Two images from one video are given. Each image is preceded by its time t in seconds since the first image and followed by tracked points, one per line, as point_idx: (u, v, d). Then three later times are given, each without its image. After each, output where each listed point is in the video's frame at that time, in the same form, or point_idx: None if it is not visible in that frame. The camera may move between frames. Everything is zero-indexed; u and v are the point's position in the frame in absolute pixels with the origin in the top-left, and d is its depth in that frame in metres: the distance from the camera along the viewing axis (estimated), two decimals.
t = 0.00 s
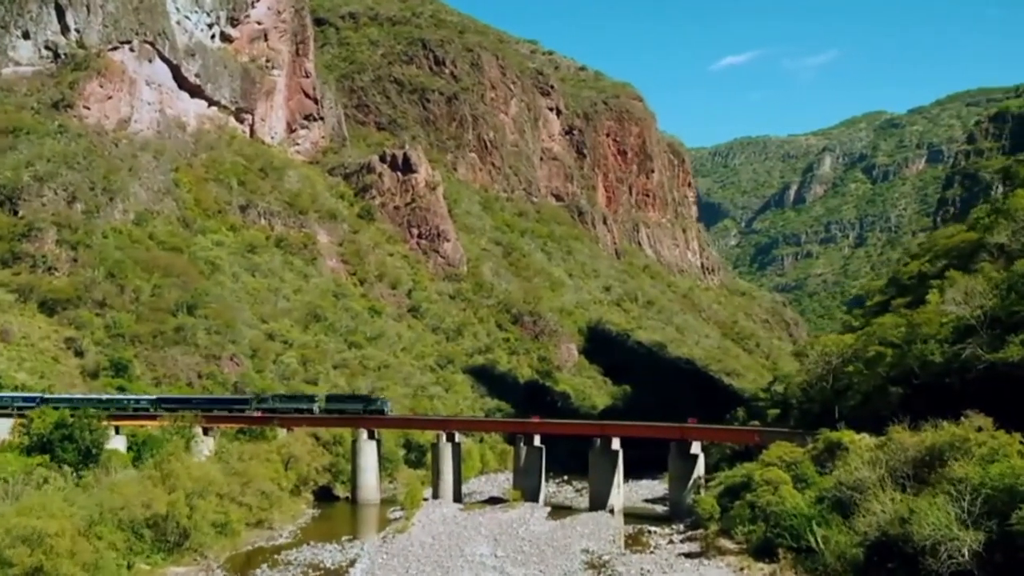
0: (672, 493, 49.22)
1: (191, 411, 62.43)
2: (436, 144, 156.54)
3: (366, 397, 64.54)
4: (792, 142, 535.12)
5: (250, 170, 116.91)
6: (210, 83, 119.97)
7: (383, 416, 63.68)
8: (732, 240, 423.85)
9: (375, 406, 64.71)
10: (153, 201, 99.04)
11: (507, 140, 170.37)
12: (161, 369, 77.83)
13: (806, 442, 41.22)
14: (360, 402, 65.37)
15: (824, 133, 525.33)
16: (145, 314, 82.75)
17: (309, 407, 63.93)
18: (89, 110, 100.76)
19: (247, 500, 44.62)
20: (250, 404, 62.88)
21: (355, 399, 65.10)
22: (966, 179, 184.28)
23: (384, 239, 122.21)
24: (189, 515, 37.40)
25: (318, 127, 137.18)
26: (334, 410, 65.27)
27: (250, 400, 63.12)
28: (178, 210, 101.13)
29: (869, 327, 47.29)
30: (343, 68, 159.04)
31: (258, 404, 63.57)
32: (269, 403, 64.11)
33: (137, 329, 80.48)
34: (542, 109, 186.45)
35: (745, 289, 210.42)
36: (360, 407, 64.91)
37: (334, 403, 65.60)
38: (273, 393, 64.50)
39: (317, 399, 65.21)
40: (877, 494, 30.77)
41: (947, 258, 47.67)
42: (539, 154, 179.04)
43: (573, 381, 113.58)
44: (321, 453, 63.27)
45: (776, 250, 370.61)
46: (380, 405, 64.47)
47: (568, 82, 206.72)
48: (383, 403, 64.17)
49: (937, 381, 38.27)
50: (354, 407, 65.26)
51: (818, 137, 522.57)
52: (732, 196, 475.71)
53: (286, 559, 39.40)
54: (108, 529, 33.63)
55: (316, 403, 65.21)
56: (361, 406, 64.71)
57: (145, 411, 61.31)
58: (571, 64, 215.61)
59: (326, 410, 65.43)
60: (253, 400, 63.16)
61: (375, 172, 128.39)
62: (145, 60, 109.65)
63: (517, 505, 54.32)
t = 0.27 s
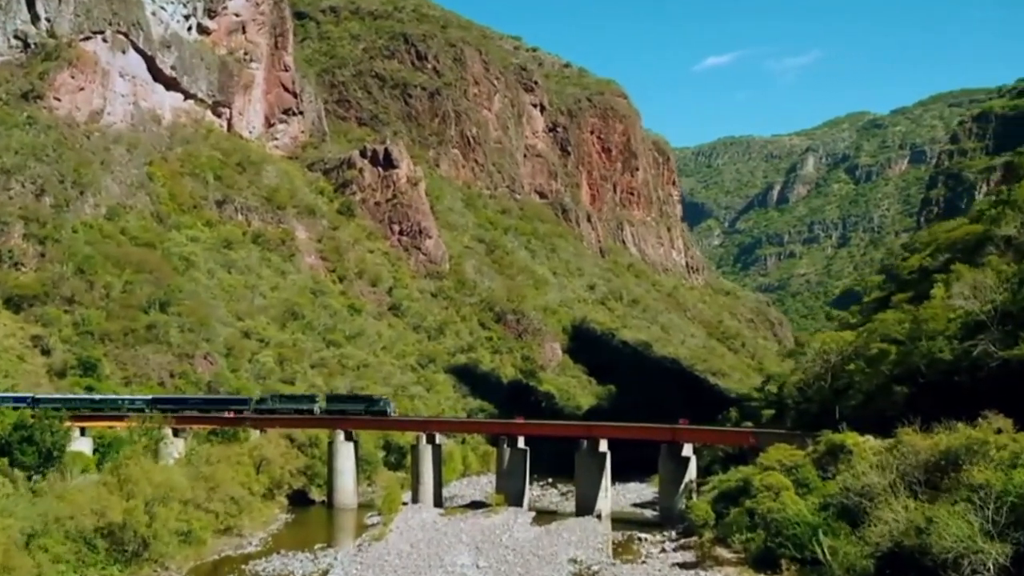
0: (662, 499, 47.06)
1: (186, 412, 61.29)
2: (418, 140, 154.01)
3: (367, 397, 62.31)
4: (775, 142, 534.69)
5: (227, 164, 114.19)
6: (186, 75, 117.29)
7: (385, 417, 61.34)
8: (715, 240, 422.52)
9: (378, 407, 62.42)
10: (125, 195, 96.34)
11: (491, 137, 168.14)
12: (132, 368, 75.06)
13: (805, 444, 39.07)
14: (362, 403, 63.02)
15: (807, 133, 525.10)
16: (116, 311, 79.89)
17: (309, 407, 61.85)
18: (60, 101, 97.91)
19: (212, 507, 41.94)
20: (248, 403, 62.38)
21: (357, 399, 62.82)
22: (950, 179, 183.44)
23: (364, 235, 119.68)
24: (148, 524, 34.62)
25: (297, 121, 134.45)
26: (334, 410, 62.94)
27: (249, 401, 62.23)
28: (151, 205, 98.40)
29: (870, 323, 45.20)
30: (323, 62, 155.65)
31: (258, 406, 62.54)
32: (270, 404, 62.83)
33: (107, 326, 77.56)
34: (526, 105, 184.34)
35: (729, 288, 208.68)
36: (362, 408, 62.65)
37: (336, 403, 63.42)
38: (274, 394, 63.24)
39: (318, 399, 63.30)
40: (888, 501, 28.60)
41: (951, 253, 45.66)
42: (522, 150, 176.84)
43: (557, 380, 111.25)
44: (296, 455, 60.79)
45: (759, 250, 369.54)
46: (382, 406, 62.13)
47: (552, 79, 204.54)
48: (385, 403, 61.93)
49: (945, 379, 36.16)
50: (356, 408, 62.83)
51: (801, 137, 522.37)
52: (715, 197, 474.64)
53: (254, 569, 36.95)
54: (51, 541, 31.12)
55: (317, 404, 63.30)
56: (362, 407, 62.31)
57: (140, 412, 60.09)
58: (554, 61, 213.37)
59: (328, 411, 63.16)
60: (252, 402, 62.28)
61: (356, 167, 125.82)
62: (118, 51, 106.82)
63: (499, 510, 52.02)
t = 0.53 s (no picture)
0: (652, 503, 44.73)
1: (180, 412, 59.06)
2: (398, 136, 151.39)
3: (368, 397, 59.49)
4: (756, 143, 534.17)
5: (201, 158, 111.32)
6: (160, 67, 114.48)
7: (386, 418, 58.77)
8: (697, 241, 421.04)
9: (380, 407, 59.66)
10: (95, 188, 93.45)
11: (472, 133, 165.76)
12: (98, 367, 72.21)
13: (805, 446, 36.83)
14: (362, 403, 60.20)
15: (789, 134, 524.79)
16: (82, 308, 76.90)
17: (307, 407, 58.80)
18: (26, 91, 94.75)
19: (172, 514, 38.66)
20: (244, 405, 59.71)
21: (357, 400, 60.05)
22: (933, 179, 182.38)
23: (342, 232, 116.96)
24: (99, 534, 31.77)
25: (274, 115, 131.58)
26: (333, 410, 60.02)
27: (245, 401, 59.63)
28: (122, 199, 95.54)
29: (871, 318, 43.02)
30: (302, 56, 152.52)
31: (254, 406, 59.82)
32: (267, 405, 60.07)
33: (73, 323, 74.56)
34: (508, 102, 182.01)
35: (712, 288, 206.83)
36: (363, 409, 59.86)
37: (335, 403, 60.62)
38: (271, 394, 60.49)
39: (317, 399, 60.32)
40: (902, 508, 26.42)
41: (955, 245, 43.57)
42: (504, 147, 174.48)
43: (540, 381, 108.75)
44: (267, 457, 58.07)
45: (741, 250, 368.31)
46: (384, 406, 59.39)
47: (534, 76, 202.32)
48: (386, 403, 59.24)
49: (955, 378, 34.02)
50: (356, 409, 59.96)
51: (783, 138, 521.90)
52: (697, 197, 473.38)
53: None
54: None
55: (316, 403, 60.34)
56: (363, 408, 59.45)
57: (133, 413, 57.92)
58: (536, 57, 211.14)
59: (327, 412, 60.21)
60: (248, 402, 59.66)
61: (334, 162, 123.13)
62: (88, 41, 103.87)
63: (479, 515, 49.64)
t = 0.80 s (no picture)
0: (646, 508, 42.36)
1: (177, 411, 56.15)
2: (380, 131, 148.59)
3: (371, 395, 56.56)
4: (740, 143, 533.17)
5: (177, 151, 108.32)
6: (135, 58, 111.48)
7: (390, 418, 55.91)
8: (681, 241, 419.26)
9: (383, 406, 56.73)
10: (64, 181, 90.47)
11: (455, 129, 163.22)
12: (64, 365, 69.23)
13: (809, 447, 34.43)
14: (364, 402, 57.26)
15: (773, 134, 523.92)
16: (49, 304, 73.77)
17: (307, 407, 56.15)
18: None
19: (130, 521, 35.63)
20: (242, 404, 56.79)
21: (360, 398, 57.12)
22: (918, 180, 181.11)
23: (322, 228, 114.16)
24: (44, 544, 29.09)
25: (252, 109, 128.52)
26: (335, 409, 57.19)
27: (242, 401, 56.71)
28: (93, 192, 92.55)
29: (876, 312, 40.64)
30: (282, 50, 149.37)
31: (252, 406, 56.91)
32: (266, 404, 57.19)
33: (38, 319, 71.22)
34: (492, 98, 179.55)
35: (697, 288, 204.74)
36: (366, 408, 56.95)
37: (337, 402, 57.72)
38: (270, 393, 57.59)
39: (318, 397, 57.51)
40: (925, 514, 24.01)
41: (964, 234, 41.24)
42: (488, 143, 171.95)
43: (524, 380, 106.21)
44: (239, 459, 55.37)
45: (725, 250, 366.70)
46: (387, 405, 56.47)
47: (519, 72, 199.83)
48: (390, 402, 56.32)
49: (972, 373, 31.66)
50: (359, 408, 57.05)
51: (766, 138, 521.15)
52: (680, 198, 471.73)
53: None
54: None
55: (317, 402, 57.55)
56: (366, 407, 56.49)
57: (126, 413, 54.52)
58: (520, 53, 208.50)
59: (328, 411, 57.36)
60: (246, 402, 56.75)
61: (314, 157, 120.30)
62: (59, 30, 100.64)
63: (460, 520, 47.09)
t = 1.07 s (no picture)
0: (642, 514, 39.58)
1: (175, 411, 52.79)
2: (363, 125, 145.58)
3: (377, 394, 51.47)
4: (726, 143, 531.86)
5: (152, 143, 105.09)
6: (109, 47, 108.31)
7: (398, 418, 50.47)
8: (666, 242, 417.19)
9: (393, 406, 51.46)
10: (33, 172, 87.17)
11: (440, 124, 160.36)
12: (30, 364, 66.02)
13: (823, 449, 31.69)
14: (372, 402, 52.12)
15: (759, 135, 522.80)
16: (14, 299, 70.51)
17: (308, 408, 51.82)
18: None
19: (81, 531, 32.69)
20: (243, 403, 52.86)
21: (366, 398, 52.04)
22: (905, 179, 179.34)
23: (302, 222, 111.11)
24: None
25: (231, 101, 125.39)
26: (340, 409, 52.62)
27: (243, 400, 52.93)
28: (63, 183, 89.27)
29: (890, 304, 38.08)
30: (262, 42, 146.18)
31: (253, 406, 52.85)
32: (268, 403, 53.20)
33: (2, 315, 67.93)
34: (477, 92, 176.74)
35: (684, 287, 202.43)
36: (373, 408, 51.80)
37: (342, 400, 52.95)
38: (273, 392, 53.58)
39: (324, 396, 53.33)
40: (965, 525, 21.28)
41: (983, 223, 38.66)
42: (473, 139, 169.08)
43: (509, 380, 103.41)
44: (209, 462, 52.37)
45: (711, 250, 364.73)
46: (396, 405, 51.18)
47: (504, 68, 197.10)
48: (397, 402, 51.04)
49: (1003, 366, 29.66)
50: (366, 408, 52.04)
51: (752, 138, 519.81)
52: (666, 198, 469.81)
53: None
54: None
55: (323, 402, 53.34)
56: (372, 407, 51.40)
57: (121, 413, 51.86)
58: (505, 49, 205.71)
59: (334, 411, 52.76)
60: (247, 400, 52.95)
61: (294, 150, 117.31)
62: (30, 17, 97.31)
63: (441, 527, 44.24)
